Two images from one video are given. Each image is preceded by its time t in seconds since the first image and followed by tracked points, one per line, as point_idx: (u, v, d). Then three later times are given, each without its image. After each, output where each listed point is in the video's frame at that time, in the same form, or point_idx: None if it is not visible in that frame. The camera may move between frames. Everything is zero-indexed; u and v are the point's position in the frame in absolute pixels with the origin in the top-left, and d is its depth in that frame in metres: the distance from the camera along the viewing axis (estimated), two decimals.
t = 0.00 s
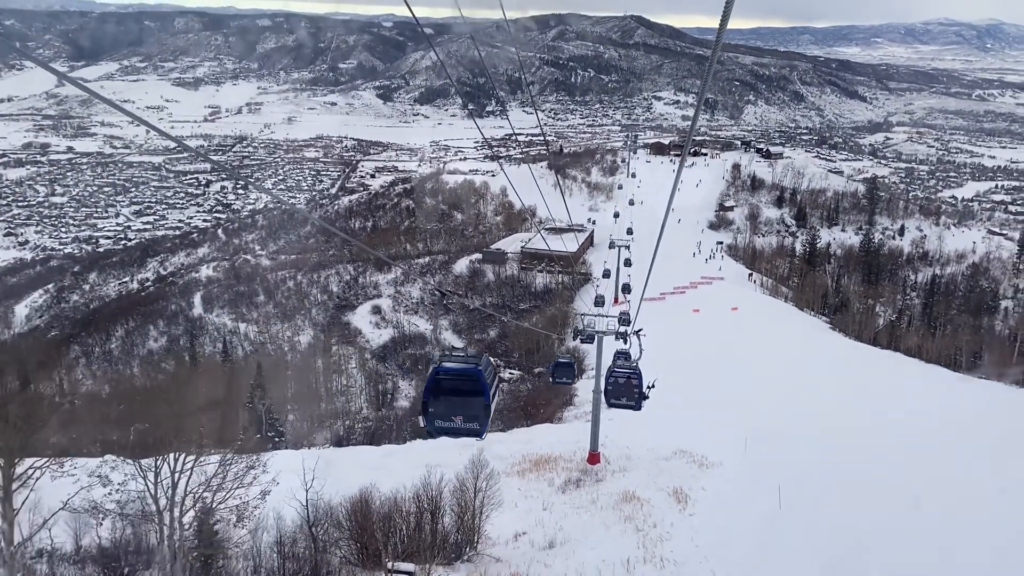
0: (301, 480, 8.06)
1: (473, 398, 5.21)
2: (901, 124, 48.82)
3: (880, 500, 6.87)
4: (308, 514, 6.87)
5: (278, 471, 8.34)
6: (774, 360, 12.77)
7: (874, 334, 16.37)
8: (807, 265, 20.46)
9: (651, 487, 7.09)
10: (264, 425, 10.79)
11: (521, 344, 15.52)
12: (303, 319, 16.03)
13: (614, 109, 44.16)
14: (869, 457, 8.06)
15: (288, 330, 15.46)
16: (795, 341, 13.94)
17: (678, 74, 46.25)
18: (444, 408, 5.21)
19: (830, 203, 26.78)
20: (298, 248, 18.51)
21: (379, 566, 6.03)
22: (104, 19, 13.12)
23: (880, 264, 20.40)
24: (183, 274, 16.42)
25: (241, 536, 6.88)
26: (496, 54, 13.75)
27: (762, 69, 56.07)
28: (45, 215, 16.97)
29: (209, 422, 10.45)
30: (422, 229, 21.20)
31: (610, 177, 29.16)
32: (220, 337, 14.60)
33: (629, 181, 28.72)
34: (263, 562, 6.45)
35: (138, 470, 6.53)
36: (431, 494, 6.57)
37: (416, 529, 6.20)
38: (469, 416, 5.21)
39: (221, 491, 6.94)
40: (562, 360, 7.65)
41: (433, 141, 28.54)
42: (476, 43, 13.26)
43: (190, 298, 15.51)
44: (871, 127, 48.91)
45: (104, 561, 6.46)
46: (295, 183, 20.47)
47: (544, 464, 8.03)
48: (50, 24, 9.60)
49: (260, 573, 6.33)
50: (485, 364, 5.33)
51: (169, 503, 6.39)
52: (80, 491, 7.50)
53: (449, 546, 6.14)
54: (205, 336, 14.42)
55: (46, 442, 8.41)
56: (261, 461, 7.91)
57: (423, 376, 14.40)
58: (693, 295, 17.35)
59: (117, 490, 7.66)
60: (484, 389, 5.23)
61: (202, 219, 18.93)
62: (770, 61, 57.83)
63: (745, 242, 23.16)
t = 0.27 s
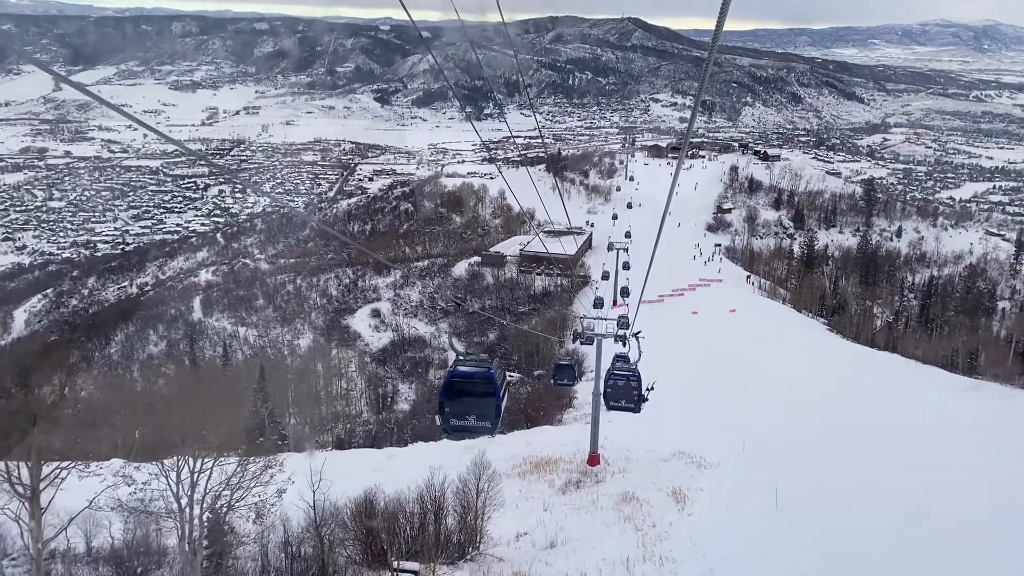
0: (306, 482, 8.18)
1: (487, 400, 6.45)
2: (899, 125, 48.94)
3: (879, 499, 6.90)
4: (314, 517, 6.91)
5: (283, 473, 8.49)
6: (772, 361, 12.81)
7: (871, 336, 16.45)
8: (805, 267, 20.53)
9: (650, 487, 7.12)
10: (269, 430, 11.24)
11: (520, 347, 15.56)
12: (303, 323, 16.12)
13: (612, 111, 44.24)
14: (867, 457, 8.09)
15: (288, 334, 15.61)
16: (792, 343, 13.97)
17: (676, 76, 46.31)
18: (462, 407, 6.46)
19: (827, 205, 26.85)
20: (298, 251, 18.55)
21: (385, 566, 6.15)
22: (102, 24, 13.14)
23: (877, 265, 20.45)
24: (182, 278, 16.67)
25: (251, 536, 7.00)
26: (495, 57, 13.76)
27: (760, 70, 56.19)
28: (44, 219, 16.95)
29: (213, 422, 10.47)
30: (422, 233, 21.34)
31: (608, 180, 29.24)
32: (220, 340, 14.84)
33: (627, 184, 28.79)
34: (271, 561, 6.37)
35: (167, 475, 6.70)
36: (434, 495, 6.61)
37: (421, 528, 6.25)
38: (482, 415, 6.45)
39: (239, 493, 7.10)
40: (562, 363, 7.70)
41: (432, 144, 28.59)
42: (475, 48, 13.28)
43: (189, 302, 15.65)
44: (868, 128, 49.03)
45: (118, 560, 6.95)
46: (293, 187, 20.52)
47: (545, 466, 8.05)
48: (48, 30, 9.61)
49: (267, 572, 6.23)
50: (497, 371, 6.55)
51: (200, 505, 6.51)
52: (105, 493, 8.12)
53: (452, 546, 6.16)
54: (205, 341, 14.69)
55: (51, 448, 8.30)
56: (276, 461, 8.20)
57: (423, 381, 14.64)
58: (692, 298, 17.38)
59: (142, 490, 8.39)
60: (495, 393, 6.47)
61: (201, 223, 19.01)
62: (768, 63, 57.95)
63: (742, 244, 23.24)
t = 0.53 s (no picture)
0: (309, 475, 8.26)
1: (492, 399, 7.00)
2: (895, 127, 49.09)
3: (877, 499, 6.93)
4: (319, 518, 6.95)
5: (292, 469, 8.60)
6: (769, 362, 12.85)
7: (866, 337, 16.54)
8: (802, 269, 20.61)
9: (648, 487, 7.15)
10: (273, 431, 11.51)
11: (518, 350, 15.67)
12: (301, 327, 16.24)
13: (609, 113, 44.28)
14: (865, 458, 8.12)
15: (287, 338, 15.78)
16: (789, 344, 14.02)
17: (673, 78, 46.35)
18: (470, 407, 7.01)
19: (824, 207, 26.97)
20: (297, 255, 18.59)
21: (390, 563, 6.28)
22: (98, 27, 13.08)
23: (874, 267, 20.52)
24: (182, 283, 16.94)
25: (263, 532, 7.20)
26: (492, 59, 13.74)
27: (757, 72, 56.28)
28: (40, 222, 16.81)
29: (220, 424, 10.54)
30: (420, 237, 22.24)
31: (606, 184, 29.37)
32: (219, 344, 16.21)
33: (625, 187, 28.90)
34: (280, 561, 6.58)
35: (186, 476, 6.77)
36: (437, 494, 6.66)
37: (423, 527, 6.29)
38: (489, 414, 6.99)
39: (256, 492, 7.25)
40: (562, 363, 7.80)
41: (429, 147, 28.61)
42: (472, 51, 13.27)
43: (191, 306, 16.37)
44: (865, 130, 49.17)
45: (129, 560, 7.29)
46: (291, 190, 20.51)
47: (545, 466, 8.08)
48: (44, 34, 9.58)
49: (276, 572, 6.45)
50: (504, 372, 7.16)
51: (224, 508, 6.72)
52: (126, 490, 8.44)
53: (454, 545, 6.23)
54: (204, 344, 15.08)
55: (69, 446, 8.18)
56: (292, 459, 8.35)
57: (422, 384, 15.21)
58: (689, 300, 17.42)
59: (161, 486, 8.82)
60: (504, 392, 7.05)
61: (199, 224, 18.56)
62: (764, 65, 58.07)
63: (739, 247, 23.33)
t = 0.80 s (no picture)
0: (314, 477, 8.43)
1: (502, 398, 6.99)
2: (892, 129, 49.20)
3: (875, 499, 6.95)
4: (324, 516, 6.97)
5: (297, 467, 8.73)
6: (766, 364, 12.88)
7: (863, 339, 16.60)
8: (799, 272, 20.68)
9: (646, 486, 7.17)
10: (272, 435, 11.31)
11: (518, 352, 15.85)
12: (301, 331, 16.30)
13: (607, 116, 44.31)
14: (863, 458, 8.13)
15: (287, 341, 15.84)
16: (785, 346, 14.05)
17: (671, 81, 46.37)
18: (480, 405, 7.01)
19: (821, 210, 27.05)
20: (296, 258, 18.47)
21: (394, 561, 6.35)
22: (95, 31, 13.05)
23: (870, 270, 20.56)
24: (180, 285, 16.77)
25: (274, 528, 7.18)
26: (489, 61, 13.72)
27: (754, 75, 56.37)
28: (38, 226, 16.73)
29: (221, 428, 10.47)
30: (421, 241, 21.67)
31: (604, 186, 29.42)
32: (219, 348, 15.14)
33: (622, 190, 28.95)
34: (286, 558, 6.58)
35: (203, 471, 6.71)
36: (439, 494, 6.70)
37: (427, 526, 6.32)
38: (498, 412, 7.00)
39: (270, 489, 7.28)
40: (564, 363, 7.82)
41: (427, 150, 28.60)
42: (469, 54, 13.27)
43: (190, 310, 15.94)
44: (862, 133, 49.27)
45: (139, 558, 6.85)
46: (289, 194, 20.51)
47: (545, 467, 8.11)
48: (40, 37, 9.56)
49: (282, 571, 6.46)
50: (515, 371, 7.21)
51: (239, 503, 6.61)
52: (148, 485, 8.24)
53: (456, 544, 6.23)
54: (204, 347, 14.99)
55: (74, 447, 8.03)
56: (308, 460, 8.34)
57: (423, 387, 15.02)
58: (688, 302, 17.44)
59: (181, 482, 8.47)
60: (513, 391, 7.05)
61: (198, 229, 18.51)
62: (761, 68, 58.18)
63: (737, 250, 23.40)
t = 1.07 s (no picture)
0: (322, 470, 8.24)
1: (510, 397, 7.01)
2: (891, 132, 49.31)
3: (870, 499, 7.01)
4: (331, 514, 7.03)
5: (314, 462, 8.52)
6: (763, 366, 12.94)
7: (860, 342, 16.69)
8: (797, 275, 20.80)
9: (645, 486, 7.23)
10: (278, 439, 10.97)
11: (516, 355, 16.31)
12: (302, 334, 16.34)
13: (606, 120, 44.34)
14: (859, 459, 8.19)
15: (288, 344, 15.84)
16: (784, 348, 14.10)
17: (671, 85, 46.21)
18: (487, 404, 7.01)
19: (819, 213, 27.17)
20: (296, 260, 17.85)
21: (398, 559, 6.36)
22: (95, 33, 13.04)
23: (868, 273, 20.61)
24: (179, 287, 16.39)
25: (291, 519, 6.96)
26: (487, 64, 13.74)
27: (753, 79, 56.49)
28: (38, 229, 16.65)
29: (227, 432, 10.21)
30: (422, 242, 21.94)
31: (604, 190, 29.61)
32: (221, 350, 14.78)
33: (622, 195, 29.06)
34: (295, 555, 6.41)
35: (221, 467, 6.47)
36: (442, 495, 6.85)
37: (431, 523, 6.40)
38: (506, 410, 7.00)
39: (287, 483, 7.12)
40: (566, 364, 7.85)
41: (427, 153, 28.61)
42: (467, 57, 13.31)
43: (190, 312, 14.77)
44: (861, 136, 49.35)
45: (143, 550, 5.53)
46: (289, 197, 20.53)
47: (546, 467, 8.15)
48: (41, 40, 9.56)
49: (289, 568, 6.30)
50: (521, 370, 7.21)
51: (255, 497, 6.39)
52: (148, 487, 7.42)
53: (459, 542, 6.39)
54: (206, 349, 14.46)
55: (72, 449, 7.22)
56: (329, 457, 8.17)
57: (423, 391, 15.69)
58: (687, 305, 17.48)
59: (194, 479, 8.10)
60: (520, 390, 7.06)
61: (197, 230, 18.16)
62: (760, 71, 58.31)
63: (735, 253, 23.48)
